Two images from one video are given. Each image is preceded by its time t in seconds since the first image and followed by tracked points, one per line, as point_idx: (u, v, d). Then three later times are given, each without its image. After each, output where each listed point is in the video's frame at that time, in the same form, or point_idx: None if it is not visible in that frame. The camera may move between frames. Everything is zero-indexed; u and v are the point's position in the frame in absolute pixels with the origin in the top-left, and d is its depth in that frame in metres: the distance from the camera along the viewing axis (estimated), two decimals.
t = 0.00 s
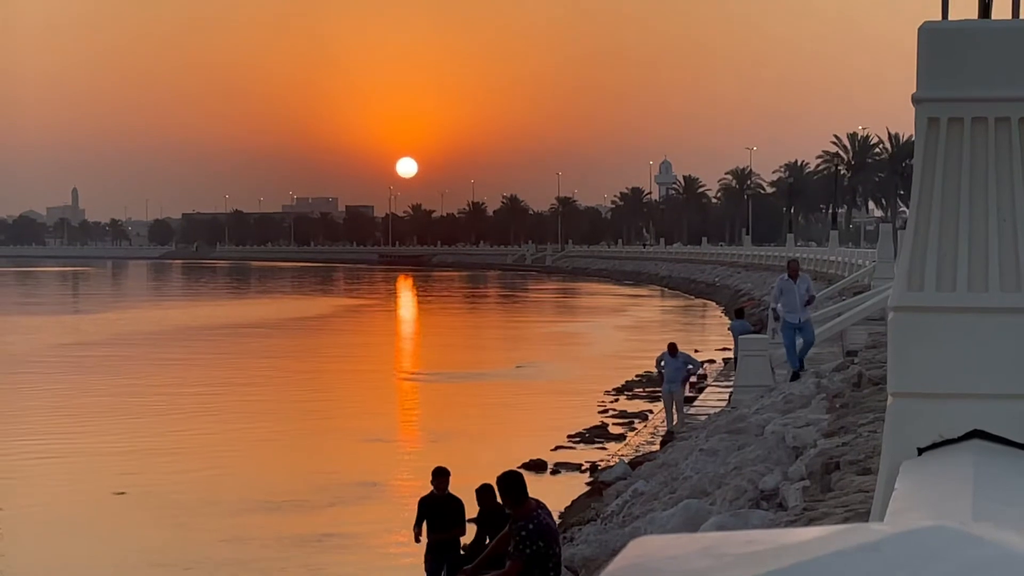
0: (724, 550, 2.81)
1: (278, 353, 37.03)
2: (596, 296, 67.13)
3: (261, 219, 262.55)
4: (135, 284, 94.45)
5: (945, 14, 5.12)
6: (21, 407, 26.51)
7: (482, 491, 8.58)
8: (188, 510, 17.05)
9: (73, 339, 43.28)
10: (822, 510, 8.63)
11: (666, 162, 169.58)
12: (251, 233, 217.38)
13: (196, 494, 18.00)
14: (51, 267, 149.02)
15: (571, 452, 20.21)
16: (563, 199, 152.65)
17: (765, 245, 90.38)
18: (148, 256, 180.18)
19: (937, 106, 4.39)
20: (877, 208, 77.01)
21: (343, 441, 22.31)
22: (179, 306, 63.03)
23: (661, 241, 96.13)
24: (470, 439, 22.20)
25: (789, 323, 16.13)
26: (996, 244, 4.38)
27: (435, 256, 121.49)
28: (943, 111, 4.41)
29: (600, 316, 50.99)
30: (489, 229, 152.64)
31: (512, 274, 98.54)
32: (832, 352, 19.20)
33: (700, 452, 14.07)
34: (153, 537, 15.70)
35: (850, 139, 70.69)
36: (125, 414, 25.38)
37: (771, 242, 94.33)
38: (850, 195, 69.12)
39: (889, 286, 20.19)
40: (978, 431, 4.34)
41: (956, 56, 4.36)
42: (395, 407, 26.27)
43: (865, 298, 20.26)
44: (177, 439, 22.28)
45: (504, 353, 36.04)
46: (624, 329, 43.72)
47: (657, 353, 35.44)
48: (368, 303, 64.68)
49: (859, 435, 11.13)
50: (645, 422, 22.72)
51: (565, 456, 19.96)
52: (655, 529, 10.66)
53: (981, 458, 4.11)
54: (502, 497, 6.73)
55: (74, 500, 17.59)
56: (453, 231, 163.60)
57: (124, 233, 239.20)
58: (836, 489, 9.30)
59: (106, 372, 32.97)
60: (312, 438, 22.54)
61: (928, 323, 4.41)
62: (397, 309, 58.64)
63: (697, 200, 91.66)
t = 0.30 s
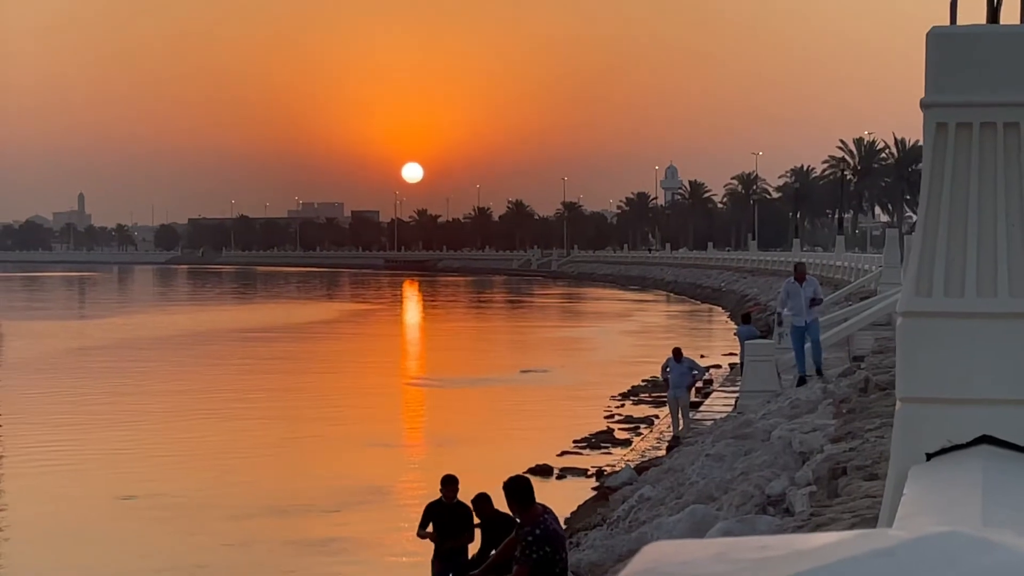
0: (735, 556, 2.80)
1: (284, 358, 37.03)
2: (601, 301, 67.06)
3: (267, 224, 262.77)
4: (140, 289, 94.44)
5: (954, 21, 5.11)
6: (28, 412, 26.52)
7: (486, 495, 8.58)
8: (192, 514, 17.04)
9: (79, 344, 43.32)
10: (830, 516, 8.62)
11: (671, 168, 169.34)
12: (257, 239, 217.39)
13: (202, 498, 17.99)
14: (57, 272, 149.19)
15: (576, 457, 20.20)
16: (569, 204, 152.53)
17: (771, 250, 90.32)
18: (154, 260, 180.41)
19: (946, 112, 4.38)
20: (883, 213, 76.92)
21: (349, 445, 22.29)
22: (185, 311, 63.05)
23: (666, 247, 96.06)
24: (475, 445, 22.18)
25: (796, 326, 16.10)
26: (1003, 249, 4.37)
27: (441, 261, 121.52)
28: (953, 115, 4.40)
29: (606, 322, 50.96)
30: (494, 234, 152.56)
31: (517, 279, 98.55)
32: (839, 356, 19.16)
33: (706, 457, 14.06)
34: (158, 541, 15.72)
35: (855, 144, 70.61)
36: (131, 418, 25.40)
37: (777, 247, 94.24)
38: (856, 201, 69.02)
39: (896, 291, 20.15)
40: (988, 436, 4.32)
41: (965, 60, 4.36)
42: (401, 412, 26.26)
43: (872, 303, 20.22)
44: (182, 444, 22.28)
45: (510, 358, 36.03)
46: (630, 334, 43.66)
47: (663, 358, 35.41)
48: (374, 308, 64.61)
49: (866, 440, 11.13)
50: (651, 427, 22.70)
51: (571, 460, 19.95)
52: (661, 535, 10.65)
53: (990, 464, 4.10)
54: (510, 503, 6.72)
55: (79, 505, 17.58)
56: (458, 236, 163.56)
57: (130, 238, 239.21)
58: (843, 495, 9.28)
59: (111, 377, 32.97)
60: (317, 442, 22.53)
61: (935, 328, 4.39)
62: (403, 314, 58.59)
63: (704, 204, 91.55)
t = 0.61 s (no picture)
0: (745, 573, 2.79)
1: (292, 364, 37.07)
2: (609, 307, 67.04)
3: (277, 229, 263.35)
4: (148, 295, 94.38)
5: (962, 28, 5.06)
6: (37, 417, 26.58)
7: (493, 501, 8.58)
8: (200, 520, 17.05)
9: (88, 350, 43.43)
10: (838, 523, 8.62)
11: (680, 173, 169.22)
12: (265, 245, 217.38)
13: (209, 504, 18.01)
14: (67, 278, 149.66)
15: (584, 463, 20.20)
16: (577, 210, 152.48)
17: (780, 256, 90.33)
18: (164, 265, 180.86)
19: (955, 120, 4.32)
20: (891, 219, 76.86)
21: (356, 451, 22.30)
22: (195, 317, 63.24)
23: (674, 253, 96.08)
24: (483, 451, 22.18)
25: (804, 332, 16.08)
26: (1012, 255, 4.31)
27: (449, 266, 121.56)
28: (956, 123, 4.33)
29: (614, 327, 50.93)
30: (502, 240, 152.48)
31: (526, 284, 98.63)
32: (847, 363, 19.14)
33: (714, 464, 14.06)
34: (166, 546, 15.72)
35: (864, 150, 70.57)
36: (140, 424, 25.44)
37: (785, 253, 94.25)
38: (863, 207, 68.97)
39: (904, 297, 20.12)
40: (996, 444, 4.29)
41: (975, 66, 4.28)
42: (409, 417, 26.28)
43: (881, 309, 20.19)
44: (190, 450, 22.29)
45: (518, 363, 36.02)
46: (638, 340, 43.62)
47: (671, 365, 35.41)
48: (382, 314, 64.57)
49: (874, 447, 11.11)
50: (659, 433, 22.71)
51: (579, 467, 19.96)
52: (670, 543, 10.65)
53: (1001, 475, 4.08)
54: (518, 510, 6.74)
55: (86, 510, 17.61)
56: (466, 242, 163.53)
57: (138, 244, 239.28)
58: (852, 502, 9.28)
59: (119, 383, 32.97)
60: (325, 448, 22.54)
61: (946, 338, 4.36)
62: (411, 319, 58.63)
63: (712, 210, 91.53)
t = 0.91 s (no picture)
0: None
1: (301, 370, 37.06)
2: (618, 313, 66.99)
3: (286, 236, 263.44)
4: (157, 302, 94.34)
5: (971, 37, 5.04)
6: (46, 424, 26.58)
7: (501, 508, 8.56)
8: (207, 526, 17.04)
9: (97, 356, 43.44)
10: (847, 530, 8.61)
11: (688, 180, 169.17)
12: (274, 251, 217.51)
13: (217, 510, 17.99)
14: (75, 284, 149.78)
15: (594, 470, 20.19)
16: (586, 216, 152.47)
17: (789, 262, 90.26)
18: (173, 272, 180.95)
19: (962, 126, 4.29)
20: (901, 225, 76.78)
21: (364, 457, 22.28)
22: (205, 323, 63.29)
23: (684, 259, 96.01)
24: (492, 457, 22.16)
25: (815, 338, 16.06)
26: (1017, 261, 4.28)
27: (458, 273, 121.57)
28: (966, 131, 4.30)
29: (623, 334, 50.89)
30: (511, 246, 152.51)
31: (535, 290, 98.57)
32: (856, 369, 19.11)
33: (724, 470, 14.04)
34: (173, 553, 15.70)
35: (873, 156, 70.49)
36: (149, 430, 25.43)
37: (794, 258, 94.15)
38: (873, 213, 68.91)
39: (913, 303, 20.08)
40: (1005, 452, 4.26)
41: (984, 71, 4.27)
42: (417, 423, 26.24)
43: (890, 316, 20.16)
44: (199, 456, 22.27)
45: (527, 370, 36.00)
46: (648, 346, 43.59)
47: (680, 371, 35.38)
48: (391, 321, 64.54)
49: (883, 454, 11.09)
50: (668, 439, 22.68)
51: (587, 473, 19.92)
52: (679, 549, 10.64)
53: (1011, 484, 4.05)
54: (527, 518, 6.75)
55: (92, 517, 17.60)
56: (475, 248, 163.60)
57: (148, 250, 239.58)
58: (861, 508, 9.26)
59: (128, 389, 32.97)
60: (334, 454, 22.52)
61: (954, 344, 4.32)
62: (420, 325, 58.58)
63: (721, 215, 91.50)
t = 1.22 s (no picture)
0: None
1: (314, 376, 37.11)
2: (631, 319, 66.94)
3: (299, 242, 263.97)
4: (170, 308, 94.46)
5: (984, 41, 5.01)
6: (59, 429, 26.62)
7: (514, 515, 8.56)
8: (214, 532, 17.06)
9: (111, 362, 43.56)
10: (860, 536, 8.60)
11: (702, 185, 168.88)
12: (288, 258, 217.70)
13: (226, 515, 18.02)
14: (89, 290, 150.16)
15: (605, 475, 20.19)
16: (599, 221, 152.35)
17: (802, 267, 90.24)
18: (186, 278, 181.39)
19: (973, 129, 4.25)
20: (913, 231, 76.70)
21: (377, 464, 22.28)
22: (218, 329, 63.42)
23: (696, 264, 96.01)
24: (504, 463, 22.13)
25: (828, 344, 16.05)
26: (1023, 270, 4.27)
27: (471, 280, 121.67)
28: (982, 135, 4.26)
29: (636, 340, 50.83)
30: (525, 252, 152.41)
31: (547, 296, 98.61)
32: (870, 375, 19.07)
33: (736, 476, 14.01)
34: (183, 559, 15.73)
35: (886, 161, 70.37)
36: (161, 436, 25.47)
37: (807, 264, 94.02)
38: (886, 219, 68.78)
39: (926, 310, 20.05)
40: (1017, 458, 4.25)
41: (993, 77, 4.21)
42: (430, 429, 26.26)
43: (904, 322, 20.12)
44: (212, 462, 22.30)
45: (539, 376, 35.97)
46: (661, 352, 43.56)
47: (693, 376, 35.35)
48: (404, 327, 64.57)
49: (896, 459, 11.08)
50: (681, 445, 22.65)
51: (600, 479, 19.92)
52: (691, 555, 10.63)
53: None
54: (542, 524, 6.79)
55: (104, 522, 17.61)
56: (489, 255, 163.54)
57: (161, 254, 240.07)
58: (874, 515, 9.24)
59: (141, 395, 33.00)
60: (347, 460, 22.52)
61: (966, 352, 4.32)
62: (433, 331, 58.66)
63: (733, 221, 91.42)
